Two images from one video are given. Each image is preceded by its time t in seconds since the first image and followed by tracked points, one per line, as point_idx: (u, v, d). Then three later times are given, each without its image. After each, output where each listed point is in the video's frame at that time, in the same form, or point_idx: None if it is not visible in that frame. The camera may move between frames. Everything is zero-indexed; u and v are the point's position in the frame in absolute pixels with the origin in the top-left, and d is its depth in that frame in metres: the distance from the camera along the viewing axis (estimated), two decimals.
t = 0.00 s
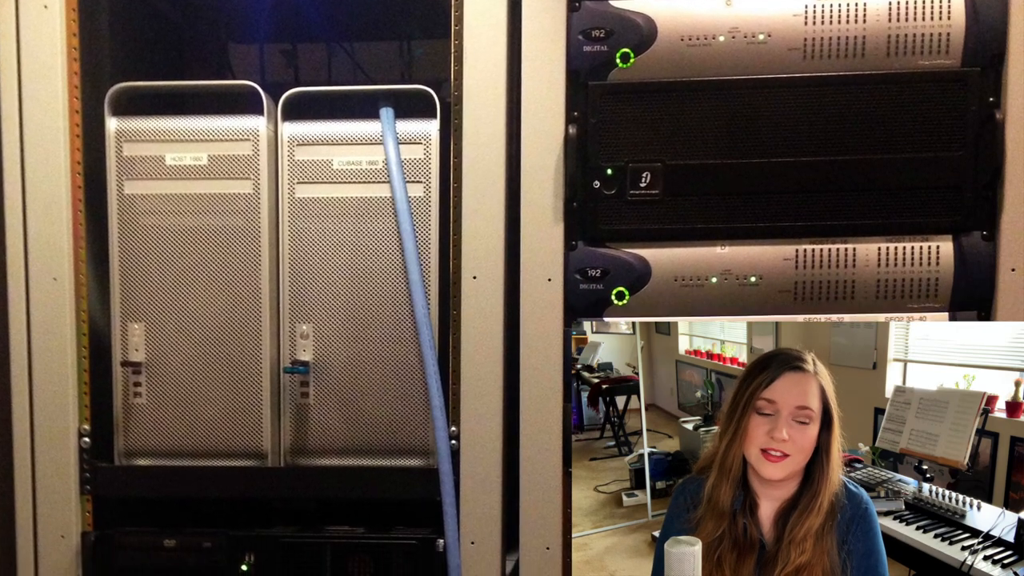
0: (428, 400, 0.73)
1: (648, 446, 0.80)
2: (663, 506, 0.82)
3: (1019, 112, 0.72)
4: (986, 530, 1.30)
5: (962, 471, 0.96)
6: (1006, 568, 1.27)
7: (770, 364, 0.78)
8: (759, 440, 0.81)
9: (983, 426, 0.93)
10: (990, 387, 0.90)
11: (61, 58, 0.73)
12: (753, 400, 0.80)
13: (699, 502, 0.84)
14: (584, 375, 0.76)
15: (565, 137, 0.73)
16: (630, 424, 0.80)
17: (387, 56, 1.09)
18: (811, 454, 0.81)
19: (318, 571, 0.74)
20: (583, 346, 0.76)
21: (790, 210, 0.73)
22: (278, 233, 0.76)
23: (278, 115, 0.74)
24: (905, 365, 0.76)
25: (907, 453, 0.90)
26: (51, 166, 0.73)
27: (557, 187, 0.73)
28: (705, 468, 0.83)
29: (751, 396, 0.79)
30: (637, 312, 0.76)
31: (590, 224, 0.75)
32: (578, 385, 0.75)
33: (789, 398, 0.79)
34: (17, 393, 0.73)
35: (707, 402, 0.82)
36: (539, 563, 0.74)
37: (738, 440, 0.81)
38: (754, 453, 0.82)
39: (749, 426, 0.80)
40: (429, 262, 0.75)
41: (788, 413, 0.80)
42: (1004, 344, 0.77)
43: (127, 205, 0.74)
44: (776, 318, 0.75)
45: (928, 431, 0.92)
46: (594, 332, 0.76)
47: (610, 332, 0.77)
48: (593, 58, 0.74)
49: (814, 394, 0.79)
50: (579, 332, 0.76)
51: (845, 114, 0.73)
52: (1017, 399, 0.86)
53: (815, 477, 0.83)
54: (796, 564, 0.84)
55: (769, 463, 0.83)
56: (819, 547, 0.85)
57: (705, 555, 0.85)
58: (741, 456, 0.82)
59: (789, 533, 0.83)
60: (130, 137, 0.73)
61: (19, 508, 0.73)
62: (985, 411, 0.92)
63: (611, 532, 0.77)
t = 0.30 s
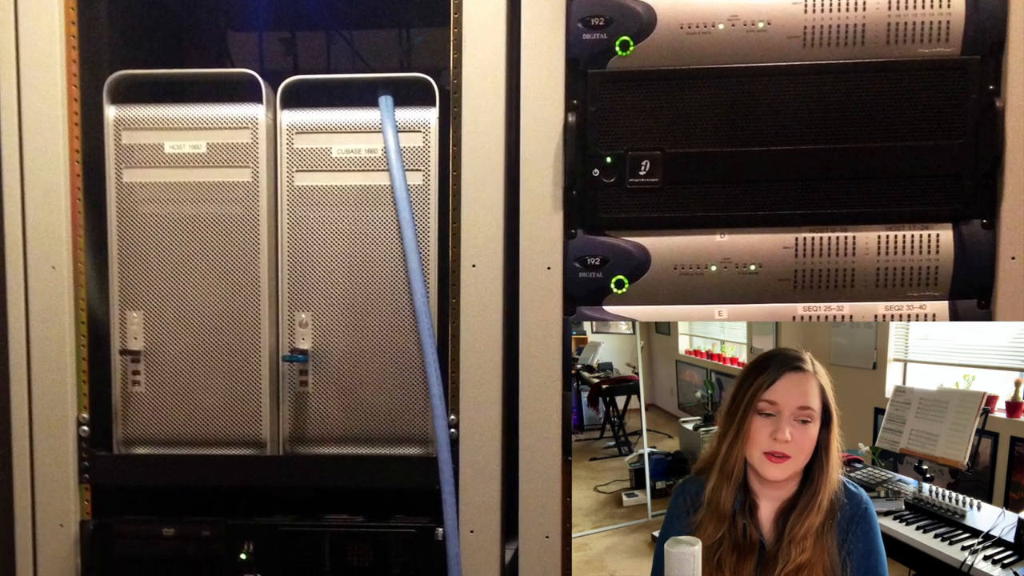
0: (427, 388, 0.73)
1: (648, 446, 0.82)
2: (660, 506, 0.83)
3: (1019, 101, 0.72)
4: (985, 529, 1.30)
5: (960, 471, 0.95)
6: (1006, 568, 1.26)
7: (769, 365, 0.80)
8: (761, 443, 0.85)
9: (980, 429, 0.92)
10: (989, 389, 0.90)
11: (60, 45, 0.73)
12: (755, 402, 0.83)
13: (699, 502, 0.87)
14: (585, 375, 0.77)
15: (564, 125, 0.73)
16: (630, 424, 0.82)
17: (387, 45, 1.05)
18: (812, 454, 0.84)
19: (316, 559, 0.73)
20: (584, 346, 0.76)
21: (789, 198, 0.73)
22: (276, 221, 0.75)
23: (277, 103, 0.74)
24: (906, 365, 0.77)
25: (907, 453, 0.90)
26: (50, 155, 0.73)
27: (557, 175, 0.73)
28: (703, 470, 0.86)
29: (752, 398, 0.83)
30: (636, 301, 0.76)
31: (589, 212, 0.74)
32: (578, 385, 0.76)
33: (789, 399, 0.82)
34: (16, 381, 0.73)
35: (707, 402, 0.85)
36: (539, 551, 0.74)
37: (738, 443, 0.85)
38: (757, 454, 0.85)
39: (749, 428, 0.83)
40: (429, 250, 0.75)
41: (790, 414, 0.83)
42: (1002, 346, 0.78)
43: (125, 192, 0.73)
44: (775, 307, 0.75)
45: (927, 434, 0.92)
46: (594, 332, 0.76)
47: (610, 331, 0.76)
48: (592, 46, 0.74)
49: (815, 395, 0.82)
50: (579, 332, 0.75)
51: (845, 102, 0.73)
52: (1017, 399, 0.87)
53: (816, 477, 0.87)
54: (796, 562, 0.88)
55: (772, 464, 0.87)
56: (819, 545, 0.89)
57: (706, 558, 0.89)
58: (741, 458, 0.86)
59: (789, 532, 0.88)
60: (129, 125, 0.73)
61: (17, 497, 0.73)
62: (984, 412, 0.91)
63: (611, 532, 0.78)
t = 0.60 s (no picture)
0: (426, 376, 0.72)
1: (648, 446, 0.78)
2: (662, 505, 0.79)
3: (1019, 89, 0.72)
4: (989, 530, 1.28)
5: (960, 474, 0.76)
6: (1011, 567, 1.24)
7: (766, 364, 0.76)
8: (759, 444, 0.78)
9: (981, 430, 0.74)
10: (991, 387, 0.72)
11: (58, 34, 0.72)
12: (752, 400, 0.77)
13: (699, 502, 0.80)
14: (584, 375, 0.75)
15: (563, 113, 0.73)
16: (630, 424, 0.78)
17: (385, 33, 1.03)
18: (810, 456, 0.78)
19: (315, 548, 0.73)
20: (584, 346, 0.75)
21: (789, 186, 0.73)
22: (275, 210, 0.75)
23: (276, 91, 0.74)
24: (906, 365, 0.74)
25: (912, 454, 0.77)
26: (49, 143, 0.73)
27: (556, 163, 0.73)
28: (703, 469, 0.79)
29: (751, 397, 0.77)
30: (636, 289, 0.76)
31: (589, 201, 0.74)
32: (578, 385, 0.75)
33: (788, 399, 0.76)
34: (15, 370, 0.73)
35: (707, 402, 0.78)
36: (538, 540, 0.73)
37: (734, 444, 0.78)
38: (753, 455, 0.78)
39: (746, 428, 0.77)
40: (427, 239, 0.74)
41: (788, 415, 0.77)
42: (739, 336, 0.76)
43: (124, 181, 0.73)
44: (775, 295, 0.74)
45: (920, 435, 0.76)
46: (594, 332, 0.75)
47: (610, 331, 0.75)
48: (592, 34, 0.73)
49: (815, 394, 0.76)
50: (579, 332, 0.75)
51: (845, 91, 0.73)
52: (1016, 400, 0.70)
53: (815, 477, 0.79)
54: (796, 563, 0.80)
55: (771, 466, 0.80)
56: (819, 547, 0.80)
57: (705, 558, 0.80)
58: (740, 459, 0.79)
59: (789, 533, 0.79)
60: (128, 113, 0.73)
61: (15, 486, 0.73)
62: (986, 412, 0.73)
63: (611, 532, 0.76)
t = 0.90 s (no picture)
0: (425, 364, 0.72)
1: (648, 447, 0.84)
2: (660, 506, 0.87)
3: (1019, 77, 0.71)
4: (986, 533, 1.54)
5: (961, 471, 1.34)
6: (1005, 567, 1.43)
7: (765, 364, 0.80)
8: (755, 443, 0.88)
9: (980, 427, 1.26)
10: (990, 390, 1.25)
11: (57, 21, 0.72)
12: (751, 402, 0.85)
13: (697, 504, 0.91)
14: (585, 374, 0.77)
15: (563, 101, 0.73)
16: (630, 424, 0.84)
17: (385, 22, 1.02)
18: (805, 454, 0.88)
19: (314, 536, 0.73)
20: (584, 346, 0.76)
21: (789, 173, 0.73)
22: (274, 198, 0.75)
23: (275, 79, 0.74)
24: (899, 365, 0.83)
25: (907, 454, 1.21)
26: (47, 131, 0.73)
27: (555, 151, 0.73)
28: (700, 471, 0.90)
29: (748, 397, 0.85)
30: (635, 278, 0.75)
31: (588, 189, 0.74)
32: (578, 384, 0.77)
33: (785, 400, 0.85)
34: (13, 358, 0.73)
35: (707, 402, 0.86)
36: (538, 529, 0.73)
37: (730, 441, 0.89)
38: (752, 454, 0.89)
39: (745, 427, 0.86)
40: (427, 227, 0.74)
41: (784, 415, 0.86)
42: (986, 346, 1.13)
43: (123, 169, 0.73)
44: (774, 284, 0.74)
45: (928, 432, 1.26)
46: (594, 332, 0.75)
47: (610, 331, 0.76)
48: (591, 22, 0.73)
49: (808, 395, 0.86)
50: (579, 332, 0.75)
51: (845, 79, 0.73)
52: (1016, 399, 1.24)
53: (815, 481, 0.93)
54: (796, 565, 0.92)
55: (767, 464, 0.91)
56: (817, 546, 0.94)
57: (706, 559, 0.93)
58: (736, 457, 0.91)
59: (789, 534, 0.92)
60: (126, 101, 0.73)
61: (14, 474, 0.73)
62: (984, 411, 1.26)
63: (611, 532, 0.78)
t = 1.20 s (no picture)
0: (425, 353, 0.72)
1: (648, 447, 0.88)
2: (660, 506, 0.92)
3: (1019, 65, 0.71)
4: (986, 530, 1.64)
5: (962, 472, 1.55)
6: (1005, 567, 1.52)
7: (761, 364, 0.83)
8: (752, 443, 0.90)
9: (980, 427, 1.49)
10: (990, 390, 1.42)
11: (56, 10, 0.72)
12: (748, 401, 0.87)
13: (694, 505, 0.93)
14: (585, 375, 0.78)
15: (562, 89, 0.73)
16: (630, 424, 0.89)
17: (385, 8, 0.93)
18: (801, 452, 0.90)
19: (313, 524, 0.73)
20: (583, 346, 0.77)
21: (788, 161, 0.73)
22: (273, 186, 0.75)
23: (274, 67, 0.73)
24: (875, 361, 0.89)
25: (907, 450, 1.46)
26: (46, 119, 0.73)
27: (555, 140, 0.73)
28: (697, 471, 0.92)
29: (746, 396, 0.86)
30: (635, 266, 0.75)
31: (587, 177, 0.74)
32: (578, 385, 0.78)
33: (782, 399, 0.88)
34: (12, 347, 0.73)
35: (707, 402, 0.90)
36: (537, 518, 0.73)
37: (728, 442, 0.90)
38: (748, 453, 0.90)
39: (743, 426, 0.88)
40: (426, 215, 0.74)
41: (781, 414, 0.88)
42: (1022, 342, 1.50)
43: (122, 157, 0.73)
44: (774, 272, 0.74)
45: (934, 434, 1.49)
46: (594, 332, 0.76)
47: (610, 332, 0.76)
48: (591, 9, 0.73)
49: (803, 395, 0.88)
50: (579, 332, 0.76)
51: (845, 66, 0.72)
52: (1016, 400, 1.39)
53: (811, 480, 0.95)
54: (796, 565, 0.94)
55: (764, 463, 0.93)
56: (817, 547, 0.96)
57: (704, 560, 0.93)
58: (732, 457, 0.92)
59: (789, 534, 0.95)
60: (125, 89, 0.73)
61: (14, 462, 0.73)
62: (984, 411, 1.44)
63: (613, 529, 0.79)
